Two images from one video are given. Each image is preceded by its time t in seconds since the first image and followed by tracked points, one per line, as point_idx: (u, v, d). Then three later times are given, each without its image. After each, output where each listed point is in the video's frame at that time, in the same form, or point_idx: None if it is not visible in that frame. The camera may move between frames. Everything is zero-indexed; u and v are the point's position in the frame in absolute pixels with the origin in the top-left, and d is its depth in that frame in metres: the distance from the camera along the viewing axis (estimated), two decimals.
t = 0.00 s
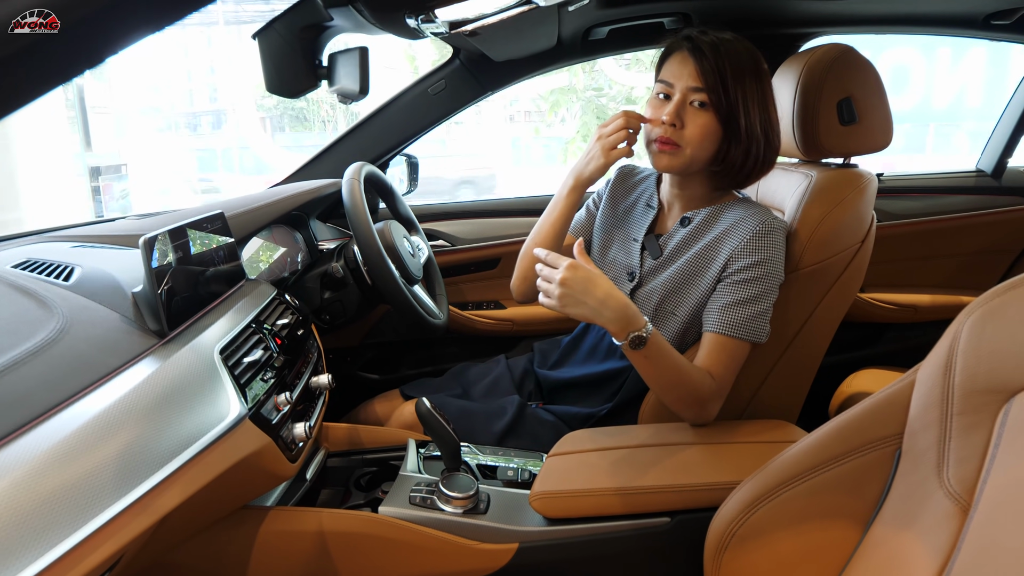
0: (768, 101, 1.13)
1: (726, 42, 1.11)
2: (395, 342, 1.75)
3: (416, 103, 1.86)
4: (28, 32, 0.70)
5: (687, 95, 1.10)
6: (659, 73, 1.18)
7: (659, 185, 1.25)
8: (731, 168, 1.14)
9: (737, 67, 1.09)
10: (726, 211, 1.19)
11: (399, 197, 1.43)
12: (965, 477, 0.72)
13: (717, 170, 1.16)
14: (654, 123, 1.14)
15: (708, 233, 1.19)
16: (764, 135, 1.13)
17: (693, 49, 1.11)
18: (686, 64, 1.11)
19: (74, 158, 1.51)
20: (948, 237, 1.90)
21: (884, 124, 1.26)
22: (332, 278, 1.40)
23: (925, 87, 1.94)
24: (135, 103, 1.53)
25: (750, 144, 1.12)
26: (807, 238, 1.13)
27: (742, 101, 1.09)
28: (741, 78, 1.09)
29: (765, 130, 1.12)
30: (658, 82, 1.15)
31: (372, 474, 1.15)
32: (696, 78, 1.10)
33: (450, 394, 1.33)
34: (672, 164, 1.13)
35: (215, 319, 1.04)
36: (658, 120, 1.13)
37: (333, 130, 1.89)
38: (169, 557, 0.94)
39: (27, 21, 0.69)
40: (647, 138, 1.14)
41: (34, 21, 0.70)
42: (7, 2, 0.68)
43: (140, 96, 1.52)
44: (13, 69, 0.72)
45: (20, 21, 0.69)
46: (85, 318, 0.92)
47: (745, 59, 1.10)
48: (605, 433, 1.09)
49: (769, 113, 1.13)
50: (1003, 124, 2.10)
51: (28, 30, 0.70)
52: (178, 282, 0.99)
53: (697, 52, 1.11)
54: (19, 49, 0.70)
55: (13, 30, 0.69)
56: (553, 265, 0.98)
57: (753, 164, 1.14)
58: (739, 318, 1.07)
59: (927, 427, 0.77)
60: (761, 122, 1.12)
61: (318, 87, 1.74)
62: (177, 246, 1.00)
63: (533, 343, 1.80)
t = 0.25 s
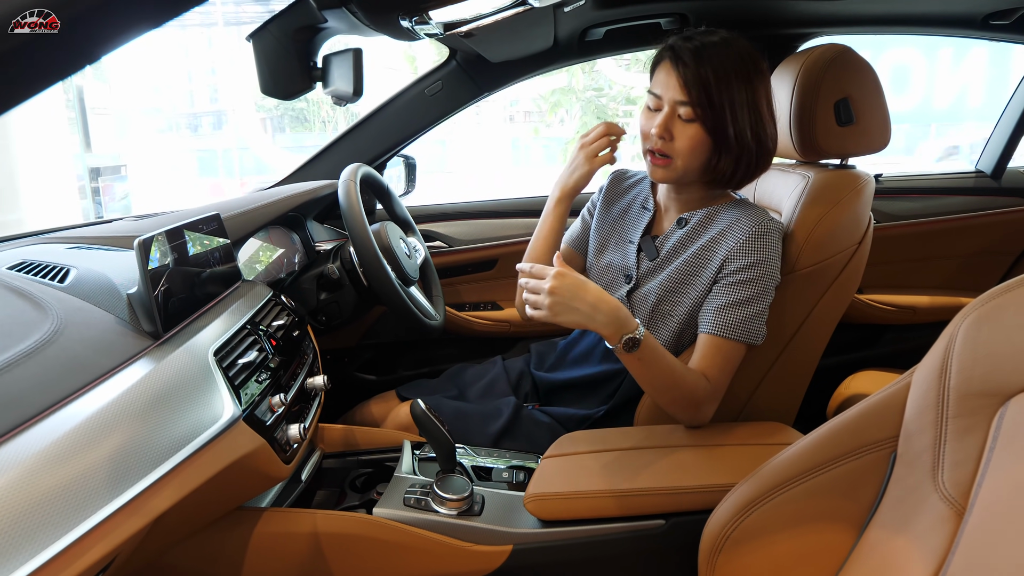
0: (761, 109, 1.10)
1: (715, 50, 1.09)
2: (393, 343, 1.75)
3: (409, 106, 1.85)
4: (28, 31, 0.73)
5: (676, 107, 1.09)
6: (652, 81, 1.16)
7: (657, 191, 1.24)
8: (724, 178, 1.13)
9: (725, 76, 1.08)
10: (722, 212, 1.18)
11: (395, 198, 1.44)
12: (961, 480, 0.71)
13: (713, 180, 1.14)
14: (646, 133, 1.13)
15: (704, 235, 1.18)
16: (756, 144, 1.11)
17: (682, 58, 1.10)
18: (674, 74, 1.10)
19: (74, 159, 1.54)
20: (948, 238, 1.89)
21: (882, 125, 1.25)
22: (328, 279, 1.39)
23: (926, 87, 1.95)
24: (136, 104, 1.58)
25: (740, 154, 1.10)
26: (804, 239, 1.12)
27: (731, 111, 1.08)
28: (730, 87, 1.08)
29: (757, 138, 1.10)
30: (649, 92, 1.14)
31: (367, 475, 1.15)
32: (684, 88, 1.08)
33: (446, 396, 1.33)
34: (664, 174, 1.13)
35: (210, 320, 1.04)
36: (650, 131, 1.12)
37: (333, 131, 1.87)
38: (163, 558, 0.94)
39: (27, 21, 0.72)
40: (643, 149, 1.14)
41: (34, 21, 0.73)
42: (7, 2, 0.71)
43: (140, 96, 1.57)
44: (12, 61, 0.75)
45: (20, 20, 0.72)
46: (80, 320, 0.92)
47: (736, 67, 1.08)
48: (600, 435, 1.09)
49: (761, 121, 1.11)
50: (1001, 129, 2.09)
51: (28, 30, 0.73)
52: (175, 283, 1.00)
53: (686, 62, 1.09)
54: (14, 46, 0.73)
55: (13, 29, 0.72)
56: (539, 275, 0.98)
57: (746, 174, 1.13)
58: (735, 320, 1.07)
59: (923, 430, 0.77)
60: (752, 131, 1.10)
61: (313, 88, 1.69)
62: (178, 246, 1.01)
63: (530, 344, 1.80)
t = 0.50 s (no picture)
0: (749, 121, 1.09)
1: (705, 61, 1.08)
2: (391, 343, 1.76)
3: (411, 105, 1.85)
4: (28, 31, 0.76)
5: (667, 119, 1.09)
6: (646, 89, 1.16)
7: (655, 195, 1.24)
8: (711, 190, 1.13)
9: (713, 88, 1.07)
10: (720, 214, 1.18)
11: (394, 200, 1.44)
12: (957, 483, 0.71)
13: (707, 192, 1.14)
14: (641, 144, 1.14)
15: (701, 236, 1.18)
16: (744, 158, 1.10)
17: (672, 67, 1.09)
18: (665, 84, 1.09)
19: (74, 160, 1.55)
20: (948, 239, 1.88)
21: (880, 126, 1.25)
22: (325, 280, 1.39)
23: (928, 88, 1.95)
24: (137, 104, 1.57)
25: (726, 168, 1.10)
26: (802, 240, 1.12)
27: (718, 124, 1.07)
28: (718, 100, 1.07)
29: (743, 150, 1.09)
30: (643, 101, 1.14)
31: (363, 475, 1.15)
32: (674, 100, 1.07)
33: (443, 397, 1.33)
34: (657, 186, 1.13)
35: (207, 321, 1.04)
36: (643, 141, 1.13)
37: (332, 131, 1.88)
38: (159, 559, 0.94)
39: (28, 22, 0.75)
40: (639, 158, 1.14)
41: (34, 21, 0.76)
42: (8, 4, 0.74)
43: (142, 97, 1.56)
44: (9, 59, 0.77)
45: (20, 21, 0.75)
46: (75, 320, 0.92)
47: (724, 79, 1.07)
48: (596, 437, 1.08)
49: (751, 133, 1.10)
50: (1004, 127, 2.08)
51: (28, 30, 0.76)
52: (173, 284, 1.00)
53: (676, 72, 1.08)
54: (11, 44, 0.76)
55: (13, 29, 0.75)
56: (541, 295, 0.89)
57: (734, 187, 1.13)
58: (732, 322, 1.06)
59: (920, 433, 0.76)
60: (739, 145, 1.09)
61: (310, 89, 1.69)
62: (173, 248, 1.01)
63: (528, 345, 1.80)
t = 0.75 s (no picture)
0: (742, 122, 1.10)
1: (696, 64, 1.07)
2: (389, 344, 1.76)
3: (409, 106, 1.84)
4: (28, 31, 0.80)
5: (661, 122, 1.08)
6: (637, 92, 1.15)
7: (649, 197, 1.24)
8: (707, 192, 1.13)
9: (706, 91, 1.07)
10: (716, 216, 1.17)
11: (391, 201, 1.44)
12: (951, 487, 0.70)
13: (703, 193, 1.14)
14: (635, 148, 1.13)
15: (697, 239, 1.18)
16: (739, 159, 1.10)
17: (664, 71, 1.08)
18: (658, 87, 1.09)
19: (74, 160, 1.59)
20: (948, 241, 1.87)
21: (877, 127, 1.25)
22: (322, 281, 1.39)
23: (930, 86, 1.94)
24: (139, 104, 1.63)
25: (721, 170, 1.10)
26: (799, 242, 1.12)
27: (712, 126, 1.07)
28: (711, 103, 1.07)
29: (738, 151, 1.10)
30: (636, 105, 1.13)
31: (359, 476, 1.15)
32: (668, 103, 1.07)
33: (440, 398, 1.33)
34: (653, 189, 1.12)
35: (203, 322, 1.05)
36: (638, 145, 1.12)
37: (333, 132, 1.86)
38: (154, 560, 0.94)
39: (26, 19, 0.79)
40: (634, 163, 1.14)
41: (34, 21, 0.80)
42: (6, 2, 0.77)
43: (143, 97, 1.62)
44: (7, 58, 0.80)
45: (17, 18, 0.79)
46: (70, 321, 0.92)
47: (716, 81, 1.07)
48: (591, 438, 1.08)
49: (743, 135, 1.10)
50: (1003, 128, 2.07)
51: (28, 29, 0.80)
52: (170, 284, 1.01)
53: (668, 76, 1.08)
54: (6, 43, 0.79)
55: (10, 26, 0.79)
56: (547, 416, 0.76)
57: (729, 189, 1.13)
58: (729, 324, 1.06)
59: (914, 436, 0.75)
60: (733, 146, 1.09)
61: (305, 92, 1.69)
62: (171, 248, 1.02)
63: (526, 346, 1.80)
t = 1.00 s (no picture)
0: (733, 125, 1.09)
1: (688, 66, 1.07)
2: (386, 345, 1.76)
3: (405, 107, 1.83)
4: (28, 30, 0.90)
5: (653, 125, 1.08)
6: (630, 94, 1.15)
7: (646, 199, 1.23)
8: (695, 195, 1.13)
9: (696, 93, 1.07)
10: (712, 217, 1.17)
11: (387, 202, 1.45)
12: (946, 489, 0.69)
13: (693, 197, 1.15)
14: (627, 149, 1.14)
15: (694, 241, 1.17)
16: (728, 162, 1.10)
17: (655, 73, 1.08)
18: (649, 88, 1.08)
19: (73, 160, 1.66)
20: (946, 242, 1.87)
21: (874, 129, 1.25)
22: (318, 281, 1.39)
23: (929, 89, 1.94)
24: (139, 105, 1.70)
25: (710, 174, 1.10)
26: (795, 243, 1.12)
27: (702, 129, 1.07)
28: (702, 105, 1.07)
29: (727, 154, 1.10)
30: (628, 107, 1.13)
31: (355, 477, 1.16)
32: (659, 105, 1.07)
33: (436, 399, 1.33)
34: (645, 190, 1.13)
35: (197, 322, 1.05)
36: (630, 147, 1.12)
37: (333, 131, 1.84)
38: (149, 560, 0.94)
39: (28, 21, 0.89)
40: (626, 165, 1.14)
41: (33, 21, 0.89)
42: (11, 5, 0.87)
43: (144, 97, 1.69)
44: None
45: (20, 20, 0.88)
46: (64, 322, 0.93)
47: (707, 83, 1.07)
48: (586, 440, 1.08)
49: (734, 137, 1.10)
50: (1002, 128, 2.07)
51: (28, 28, 0.90)
52: (166, 285, 1.02)
53: (659, 78, 1.08)
54: None
55: (14, 29, 0.88)
56: (562, 456, 0.83)
57: (719, 191, 1.13)
58: (725, 326, 1.06)
59: (908, 438, 0.74)
60: (723, 149, 1.09)
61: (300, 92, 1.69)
62: (170, 247, 1.02)
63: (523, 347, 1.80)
